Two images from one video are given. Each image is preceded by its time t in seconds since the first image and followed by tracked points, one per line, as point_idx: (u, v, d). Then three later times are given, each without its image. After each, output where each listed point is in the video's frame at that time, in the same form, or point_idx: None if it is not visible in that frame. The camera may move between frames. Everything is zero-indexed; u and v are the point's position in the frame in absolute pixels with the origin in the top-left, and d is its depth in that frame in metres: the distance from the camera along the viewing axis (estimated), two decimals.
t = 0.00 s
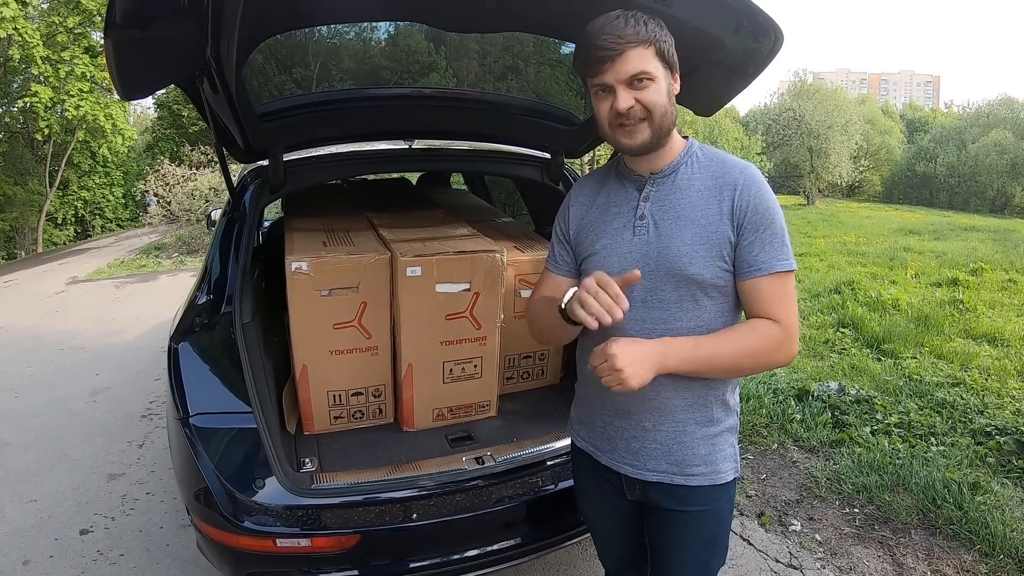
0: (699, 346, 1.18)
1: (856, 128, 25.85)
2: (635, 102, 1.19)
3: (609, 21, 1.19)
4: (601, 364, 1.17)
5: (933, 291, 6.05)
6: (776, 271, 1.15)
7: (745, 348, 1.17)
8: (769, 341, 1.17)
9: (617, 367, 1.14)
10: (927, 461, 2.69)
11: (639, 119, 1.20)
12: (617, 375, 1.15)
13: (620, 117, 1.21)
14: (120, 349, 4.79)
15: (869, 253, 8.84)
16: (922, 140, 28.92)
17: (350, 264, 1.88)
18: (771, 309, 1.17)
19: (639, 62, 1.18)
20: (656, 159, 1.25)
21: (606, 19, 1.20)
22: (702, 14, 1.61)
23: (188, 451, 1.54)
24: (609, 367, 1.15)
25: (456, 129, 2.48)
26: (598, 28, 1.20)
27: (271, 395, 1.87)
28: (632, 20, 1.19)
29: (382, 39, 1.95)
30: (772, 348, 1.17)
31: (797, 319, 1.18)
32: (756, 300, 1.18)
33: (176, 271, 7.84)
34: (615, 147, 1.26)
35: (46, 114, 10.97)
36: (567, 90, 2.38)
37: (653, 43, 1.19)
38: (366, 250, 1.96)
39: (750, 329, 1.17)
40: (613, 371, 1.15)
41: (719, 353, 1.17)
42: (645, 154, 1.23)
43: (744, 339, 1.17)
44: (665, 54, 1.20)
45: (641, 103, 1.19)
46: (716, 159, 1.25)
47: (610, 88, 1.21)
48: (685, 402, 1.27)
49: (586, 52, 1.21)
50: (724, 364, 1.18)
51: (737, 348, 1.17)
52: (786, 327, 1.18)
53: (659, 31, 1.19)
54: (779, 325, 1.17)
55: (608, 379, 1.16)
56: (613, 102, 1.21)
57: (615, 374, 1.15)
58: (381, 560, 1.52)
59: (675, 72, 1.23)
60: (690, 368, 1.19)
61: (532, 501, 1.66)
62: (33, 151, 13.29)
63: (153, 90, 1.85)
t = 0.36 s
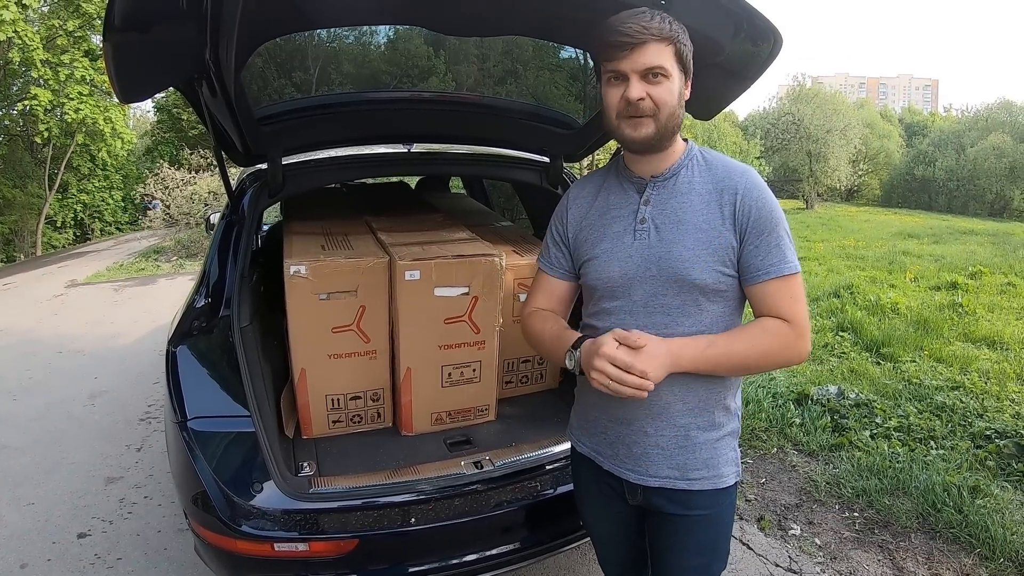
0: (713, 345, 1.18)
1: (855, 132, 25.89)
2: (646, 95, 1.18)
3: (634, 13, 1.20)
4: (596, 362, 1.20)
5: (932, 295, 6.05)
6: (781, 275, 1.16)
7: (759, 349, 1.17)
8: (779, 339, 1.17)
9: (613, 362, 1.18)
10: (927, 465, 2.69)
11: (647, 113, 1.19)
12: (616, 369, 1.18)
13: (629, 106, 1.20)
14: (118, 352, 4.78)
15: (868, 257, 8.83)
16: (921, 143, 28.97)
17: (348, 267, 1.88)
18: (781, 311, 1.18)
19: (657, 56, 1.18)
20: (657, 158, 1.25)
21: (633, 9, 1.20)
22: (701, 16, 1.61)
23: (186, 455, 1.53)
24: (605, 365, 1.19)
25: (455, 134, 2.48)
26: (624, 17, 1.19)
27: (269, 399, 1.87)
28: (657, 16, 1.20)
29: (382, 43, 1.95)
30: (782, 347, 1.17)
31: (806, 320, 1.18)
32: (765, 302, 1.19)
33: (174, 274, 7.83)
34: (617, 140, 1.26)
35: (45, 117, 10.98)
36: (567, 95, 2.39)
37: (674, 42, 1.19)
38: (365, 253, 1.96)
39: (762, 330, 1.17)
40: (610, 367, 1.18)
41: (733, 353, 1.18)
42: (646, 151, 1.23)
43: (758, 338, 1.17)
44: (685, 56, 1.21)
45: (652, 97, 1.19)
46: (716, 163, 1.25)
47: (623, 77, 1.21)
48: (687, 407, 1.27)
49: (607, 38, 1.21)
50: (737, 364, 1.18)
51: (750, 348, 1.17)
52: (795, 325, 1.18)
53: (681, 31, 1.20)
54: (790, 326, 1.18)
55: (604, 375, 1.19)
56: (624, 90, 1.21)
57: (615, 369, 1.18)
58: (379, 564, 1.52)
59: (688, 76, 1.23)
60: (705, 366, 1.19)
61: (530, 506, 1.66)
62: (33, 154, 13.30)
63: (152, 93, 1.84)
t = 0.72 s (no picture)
0: (716, 334, 1.18)
1: (854, 134, 25.93)
2: (655, 101, 1.18)
3: (644, 18, 1.19)
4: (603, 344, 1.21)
5: (930, 297, 6.05)
6: (784, 280, 1.17)
7: (760, 346, 1.18)
8: (781, 342, 1.18)
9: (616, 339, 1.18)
10: (927, 467, 2.68)
11: (655, 119, 1.19)
12: (623, 346, 1.17)
13: (636, 112, 1.20)
14: (117, 355, 4.77)
15: (867, 260, 8.84)
16: (919, 146, 29.02)
17: (347, 270, 1.87)
18: (783, 314, 1.18)
19: (666, 63, 1.17)
20: (663, 165, 1.25)
21: (642, 14, 1.20)
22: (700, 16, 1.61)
23: (184, 458, 1.53)
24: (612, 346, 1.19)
25: (454, 136, 2.48)
26: (633, 21, 1.19)
27: (267, 401, 1.86)
28: (668, 21, 1.19)
29: (380, 46, 1.95)
30: (782, 349, 1.18)
31: (807, 322, 1.19)
32: (766, 308, 1.19)
33: (173, 277, 7.82)
34: (624, 145, 1.25)
35: (45, 120, 10.97)
36: (566, 98, 2.39)
37: (682, 48, 1.19)
38: (363, 256, 1.96)
39: (764, 328, 1.18)
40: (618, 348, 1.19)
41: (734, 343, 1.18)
42: (653, 156, 1.22)
43: (760, 333, 1.18)
44: (694, 62, 1.21)
45: (660, 103, 1.18)
46: (720, 168, 1.25)
47: (632, 83, 1.20)
48: (688, 409, 1.26)
49: (615, 43, 1.20)
50: (739, 357, 1.18)
51: (752, 344, 1.18)
52: (796, 326, 1.19)
53: (690, 37, 1.20)
54: (792, 328, 1.18)
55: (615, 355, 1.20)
56: (631, 96, 1.20)
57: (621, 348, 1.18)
58: (377, 568, 1.51)
59: (695, 82, 1.23)
60: (707, 355, 1.19)
61: (529, 509, 1.65)
62: (33, 157, 13.30)
63: (151, 95, 1.84)
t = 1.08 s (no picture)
0: (716, 339, 1.18)
1: (851, 135, 25.97)
2: (653, 101, 1.18)
3: (638, 18, 1.20)
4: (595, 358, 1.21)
5: (928, 298, 6.07)
6: (784, 282, 1.17)
7: (760, 352, 1.17)
8: (782, 345, 1.17)
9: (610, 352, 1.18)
10: (925, 468, 2.69)
11: (655, 118, 1.19)
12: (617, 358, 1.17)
13: (635, 112, 1.20)
14: (114, 357, 4.76)
15: (864, 261, 8.86)
16: (917, 147, 29.08)
17: (344, 271, 1.87)
18: (783, 316, 1.18)
19: (663, 61, 1.18)
20: (665, 163, 1.25)
21: (637, 14, 1.20)
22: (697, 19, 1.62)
23: (182, 460, 1.53)
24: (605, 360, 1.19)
25: (452, 138, 2.48)
26: (628, 22, 1.19)
27: (264, 403, 1.86)
28: (663, 21, 1.20)
29: (379, 47, 1.95)
30: (785, 352, 1.18)
31: (808, 325, 1.19)
32: (766, 310, 1.19)
33: (170, 278, 7.81)
34: (624, 145, 1.25)
35: (42, 121, 10.96)
36: (564, 99, 2.39)
37: (679, 46, 1.19)
38: (361, 258, 1.95)
39: (764, 333, 1.17)
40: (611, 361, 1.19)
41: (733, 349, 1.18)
42: (653, 155, 1.22)
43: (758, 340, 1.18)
44: (690, 60, 1.21)
45: (659, 102, 1.18)
46: (721, 169, 1.25)
47: (629, 83, 1.21)
48: (688, 411, 1.26)
49: (611, 44, 1.21)
50: (739, 361, 1.18)
51: (752, 348, 1.17)
52: (797, 329, 1.18)
53: (686, 34, 1.20)
54: (794, 331, 1.18)
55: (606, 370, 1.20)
56: (630, 97, 1.20)
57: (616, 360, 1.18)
58: (376, 570, 1.51)
59: (693, 79, 1.23)
60: (707, 361, 1.19)
61: (527, 511, 1.65)
62: (30, 158, 13.27)
63: (149, 96, 1.84)
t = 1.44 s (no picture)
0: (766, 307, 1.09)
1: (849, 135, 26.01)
2: (646, 107, 1.19)
3: (624, 25, 1.20)
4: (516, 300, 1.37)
5: (925, 298, 6.08)
6: (789, 277, 1.15)
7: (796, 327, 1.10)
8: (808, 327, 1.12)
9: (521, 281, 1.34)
10: (922, 467, 2.69)
11: (649, 125, 1.19)
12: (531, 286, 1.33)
13: (629, 121, 1.20)
14: (112, 358, 4.76)
15: (862, 260, 8.88)
16: (914, 147, 29.14)
17: (342, 271, 1.88)
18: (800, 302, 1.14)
19: (653, 66, 1.18)
20: (663, 165, 1.25)
21: (621, 21, 1.21)
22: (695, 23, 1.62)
23: (179, 460, 1.53)
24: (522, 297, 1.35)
25: (449, 138, 2.48)
26: (610, 31, 1.20)
27: (262, 403, 1.86)
28: (648, 24, 1.20)
29: (376, 48, 1.95)
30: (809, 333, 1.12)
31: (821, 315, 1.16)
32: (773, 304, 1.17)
33: (168, 279, 7.80)
34: (622, 154, 1.26)
35: (40, 121, 10.95)
36: (561, 99, 2.40)
37: (666, 48, 1.19)
38: (358, 258, 1.95)
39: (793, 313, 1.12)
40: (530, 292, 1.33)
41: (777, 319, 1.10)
42: (652, 162, 1.23)
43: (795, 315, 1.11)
44: (680, 61, 1.21)
45: (652, 108, 1.19)
46: (721, 168, 1.25)
47: (620, 92, 1.21)
48: (688, 410, 1.26)
49: (600, 56, 1.22)
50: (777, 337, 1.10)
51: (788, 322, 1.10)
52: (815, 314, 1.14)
53: (672, 36, 1.20)
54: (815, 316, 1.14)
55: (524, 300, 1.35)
56: (622, 105, 1.21)
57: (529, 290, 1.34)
58: (373, 570, 1.51)
59: (685, 78, 1.23)
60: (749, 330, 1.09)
61: (525, 510, 1.65)
62: (28, 159, 13.25)
63: (146, 97, 1.84)
